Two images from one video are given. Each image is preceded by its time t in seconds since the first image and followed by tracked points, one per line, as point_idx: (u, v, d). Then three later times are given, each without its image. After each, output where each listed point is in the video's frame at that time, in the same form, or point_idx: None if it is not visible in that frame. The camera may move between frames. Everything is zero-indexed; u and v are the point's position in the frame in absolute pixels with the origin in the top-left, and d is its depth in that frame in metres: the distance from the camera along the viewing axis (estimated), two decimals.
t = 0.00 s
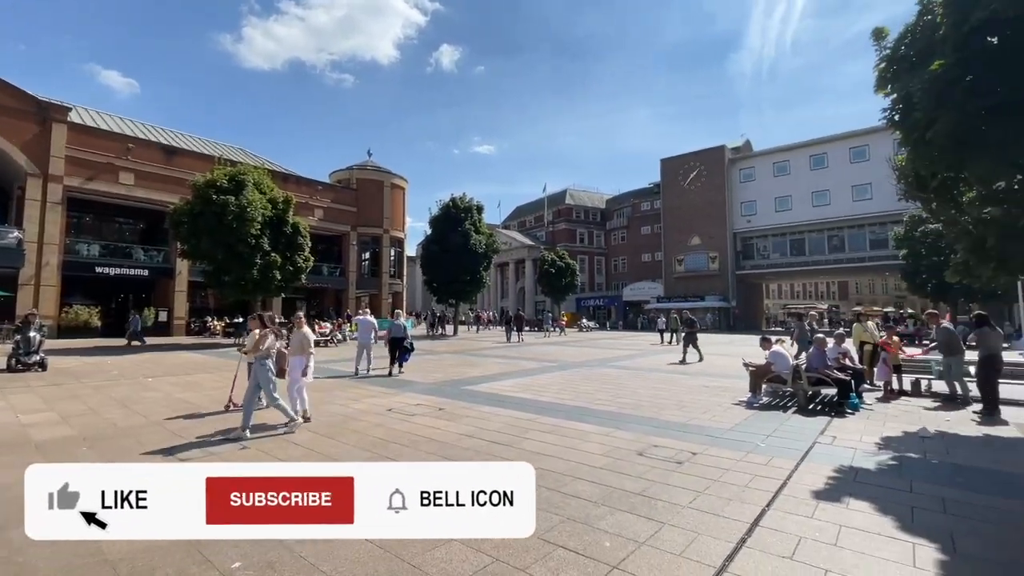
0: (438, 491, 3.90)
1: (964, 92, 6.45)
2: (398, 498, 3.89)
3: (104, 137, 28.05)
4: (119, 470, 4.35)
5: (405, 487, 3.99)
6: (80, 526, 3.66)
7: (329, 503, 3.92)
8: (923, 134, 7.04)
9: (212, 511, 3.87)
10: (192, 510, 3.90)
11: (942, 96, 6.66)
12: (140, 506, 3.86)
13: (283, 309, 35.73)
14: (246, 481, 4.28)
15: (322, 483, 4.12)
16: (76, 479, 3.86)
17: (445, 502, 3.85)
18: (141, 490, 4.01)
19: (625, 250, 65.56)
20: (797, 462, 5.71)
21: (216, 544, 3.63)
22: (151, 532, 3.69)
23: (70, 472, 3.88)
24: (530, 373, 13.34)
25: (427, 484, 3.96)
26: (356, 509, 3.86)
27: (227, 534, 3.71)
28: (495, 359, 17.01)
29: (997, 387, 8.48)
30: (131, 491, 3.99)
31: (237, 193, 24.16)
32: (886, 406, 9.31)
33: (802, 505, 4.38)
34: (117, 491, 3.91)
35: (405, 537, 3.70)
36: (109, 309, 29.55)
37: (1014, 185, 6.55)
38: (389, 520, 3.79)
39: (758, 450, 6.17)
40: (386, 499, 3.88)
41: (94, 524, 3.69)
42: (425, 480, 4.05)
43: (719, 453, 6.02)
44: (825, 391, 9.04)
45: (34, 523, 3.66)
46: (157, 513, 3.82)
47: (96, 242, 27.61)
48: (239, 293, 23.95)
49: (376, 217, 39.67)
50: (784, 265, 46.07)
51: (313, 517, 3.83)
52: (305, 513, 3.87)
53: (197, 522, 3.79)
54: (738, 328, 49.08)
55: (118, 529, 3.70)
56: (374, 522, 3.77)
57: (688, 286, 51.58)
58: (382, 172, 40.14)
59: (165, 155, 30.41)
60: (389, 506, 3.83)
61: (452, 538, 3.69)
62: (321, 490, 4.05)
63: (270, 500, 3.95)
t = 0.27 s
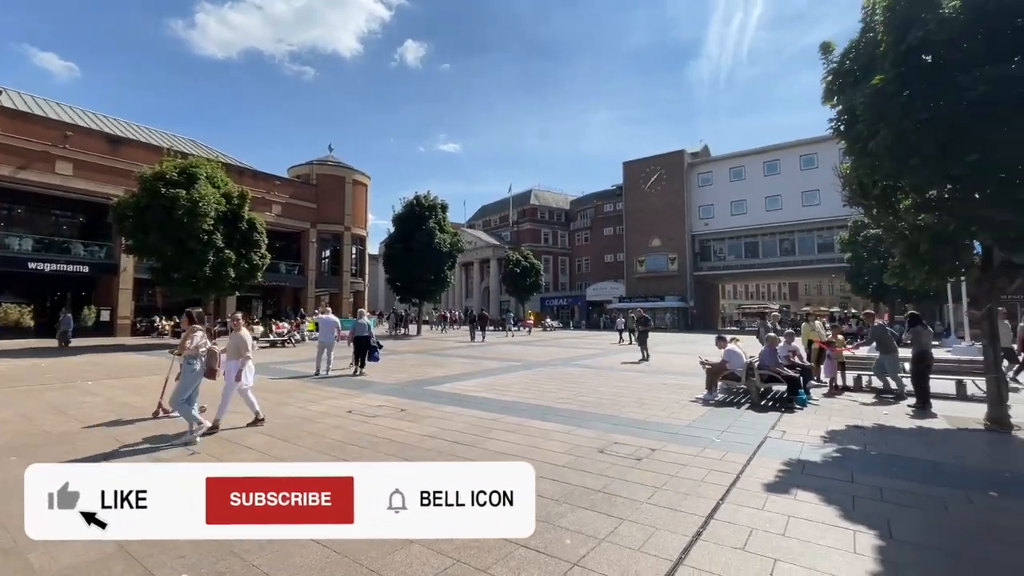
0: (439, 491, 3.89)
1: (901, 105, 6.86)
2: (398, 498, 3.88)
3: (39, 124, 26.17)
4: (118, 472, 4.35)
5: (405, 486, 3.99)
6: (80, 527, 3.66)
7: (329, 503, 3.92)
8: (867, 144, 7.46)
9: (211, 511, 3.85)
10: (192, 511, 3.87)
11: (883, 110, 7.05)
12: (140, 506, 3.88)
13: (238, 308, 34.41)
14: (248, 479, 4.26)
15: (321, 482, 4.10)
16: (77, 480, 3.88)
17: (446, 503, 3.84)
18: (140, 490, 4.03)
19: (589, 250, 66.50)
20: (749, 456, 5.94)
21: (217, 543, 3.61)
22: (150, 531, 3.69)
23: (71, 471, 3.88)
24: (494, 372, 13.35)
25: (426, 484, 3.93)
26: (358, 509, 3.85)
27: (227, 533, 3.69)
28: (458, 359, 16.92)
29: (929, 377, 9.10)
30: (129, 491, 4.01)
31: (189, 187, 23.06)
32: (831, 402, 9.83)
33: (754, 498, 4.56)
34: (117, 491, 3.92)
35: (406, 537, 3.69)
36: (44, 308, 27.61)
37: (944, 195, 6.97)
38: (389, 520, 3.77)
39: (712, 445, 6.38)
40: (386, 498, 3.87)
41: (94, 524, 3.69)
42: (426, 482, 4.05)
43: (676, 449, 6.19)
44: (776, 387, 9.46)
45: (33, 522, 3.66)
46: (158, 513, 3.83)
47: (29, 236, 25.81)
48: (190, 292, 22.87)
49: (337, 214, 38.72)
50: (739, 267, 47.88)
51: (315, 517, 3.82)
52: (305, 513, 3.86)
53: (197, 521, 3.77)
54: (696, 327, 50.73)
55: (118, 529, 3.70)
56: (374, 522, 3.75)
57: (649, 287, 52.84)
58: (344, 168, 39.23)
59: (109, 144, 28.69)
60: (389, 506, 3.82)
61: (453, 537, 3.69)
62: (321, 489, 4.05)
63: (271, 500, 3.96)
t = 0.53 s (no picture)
0: (438, 491, 4.00)
1: (837, 118, 7.31)
2: (397, 498, 3.98)
3: None
4: (116, 475, 4.43)
5: (404, 488, 4.10)
6: (79, 525, 3.73)
7: (328, 502, 3.99)
8: (807, 153, 7.91)
9: (209, 509, 3.93)
10: (192, 511, 3.93)
11: (822, 121, 7.49)
12: (139, 505, 3.99)
13: (181, 307, 32.60)
14: (247, 480, 4.34)
15: (320, 482, 4.19)
16: (77, 480, 3.99)
17: (445, 502, 3.93)
18: (140, 490, 4.14)
19: (547, 251, 67.14)
20: (698, 450, 6.18)
21: (216, 542, 3.63)
22: (148, 530, 3.74)
23: (72, 472, 4.02)
24: (451, 372, 13.26)
25: (426, 484, 4.05)
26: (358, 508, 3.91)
27: (226, 531, 3.73)
28: (415, 359, 16.68)
29: (860, 369, 9.72)
30: (129, 492, 4.11)
31: (125, 178, 21.57)
32: (773, 397, 10.34)
33: (703, 491, 4.73)
34: (117, 491, 4.04)
35: (408, 535, 3.71)
36: None
37: (874, 203, 7.46)
38: (389, 518, 3.83)
39: (664, 441, 6.60)
40: (386, 498, 3.97)
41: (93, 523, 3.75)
42: (426, 484, 4.16)
43: (630, 445, 6.35)
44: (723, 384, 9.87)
45: (32, 520, 3.73)
46: (157, 513, 3.90)
47: None
48: (126, 290, 21.41)
49: (288, 209, 37.31)
50: (690, 268, 49.66)
51: (316, 516, 3.88)
52: (304, 512, 3.93)
53: (195, 520, 3.82)
54: (649, 326, 52.24)
55: (116, 527, 3.77)
56: (374, 521, 3.78)
57: (605, 287, 53.93)
58: (296, 162, 37.86)
59: (32, 129, 26.43)
60: (389, 506, 3.90)
61: (452, 537, 3.71)
62: (320, 489, 4.13)
63: (271, 498, 4.04)
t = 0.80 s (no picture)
0: (438, 491, 4.14)
1: (786, 127, 7.69)
2: (397, 499, 4.10)
3: None
4: (116, 476, 4.48)
5: (403, 490, 4.23)
6: (78, 524, 3.77)
7: (327, 502, 4.07)
8: (759, 160, 8.28)
9: (210, 510, 3.98)
10: (192, 512, 4.00)
11: (773, 130, 7.88)
12: (139, 505, 4.05)
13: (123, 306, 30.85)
14: (246, 482, 4.41)
15: (319, 483, 4.30)
16: (77, 481, 4.06)
17: (445, 503, 4.04)
18: (140, 491, 4.21)
19: (510, 251, 67.33)
20: (656, 447, 6.33)
21: (216, 540, 3.68)
22: (147, 529, 3.78)
23: (72, 472, 4.10)
24: (412, 373, 13.09)
25: (426, 485, 4.19)
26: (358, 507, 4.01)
27: (226, 530, 3.77)
28: (375, 360, 16.37)
29: (806, 366, 10.25)
30: (128, 492, 4.18)
31: (59, 169, 20.13)
32: (726, 394, 10.75)
33: (659, 486, 4.86)
34: (117, 492, 4.10)
35: (408, 532, 3.79)
36: None
37: (821, 208, 7.86)
38: (389, 518, 3.92)
39: (623, 438, 6.72)
40: (386, 499, 4.10)
41: (92, 522, 3.79)
42: (426, 486, 4.29)
43: (590, 443, 6.45)
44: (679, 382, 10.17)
45: (31, 519, 3.77)
46: (157, 512, 3.95)
47: None
48: (61, 288, 19.97)
49: (242, 205, 35.77)
50: (649, 269, 50.97)
51: (317, 516, 3.95)
52: (304, 511, 4.01)
53: (196, 520, 3.87)
54: (610, 326, 53.31)
55: (115, 525, 3.82)
56: (374, 520, 3.87)
57: (566, 287, 54.61)
58: (250, 156, 36.32)
59: None
60: (389, 506, 4.02)
61: (451, 535, 3.76)
62: (319, 490, 4.23)
63: (271, 498, 4.12)
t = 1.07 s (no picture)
0: (438, 491, 4.06)
1: (733, 136, 8.06)
2: (397, 498, 4.03)
3: None
4: (116, 475, 4.41)
5: (404, 488, 4.16)
6: (78, 525, 3.75)
7: (328, 502, 4.01)
8: (707, 167, 8.62)
9: (211, 510, 3.94)
10: (192, 512, 3.96)
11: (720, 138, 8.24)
12: (139, 505, 4.00)
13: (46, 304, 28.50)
14: (246, 480, 4.35)
15: (320, 481, 4.22)
16: (76, 480, 4.02)
17: (445, 502, 3.98)
18: (139, 491, 4.15)
19: (467, 251, 67.02)
20: (608, 444, 6.47)
21: (220, 540, 3.69)
22: (147, 529, 3.76)
23: (71, 472, 4.06)
24: (366, 374, 12.81)
25: (427, 484, 4.10)
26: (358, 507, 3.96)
27: (229, 530, 3.77)
28: (327, 361, 15.90)
29: (752, 365, 10.81)
30: (129, 491, 4.13)
31: None
32: (676, 392, 11.15)
33: (612, 483, 4.97)
34: (117, 491, 4.04)
35: (409, 533, 3.77)
36: None
37: (763, 214, 8.30)
38: (389, 519, 3.88)
39: (579, 436, 6.86)
40: (386, 498, 4.02)
41: (93, 523, 3.77)
42: (426, 485, 4.22)
43: (546, 442, 6.51)
44: (632, 380, 10.46)
45: (30, 520, 3.75)
46: (156, 513, 3.91)
47: None
48: None
49: (183, 199, 33.73)
50: (603, 270, 52.10)
51: (318, 516, 3.92)
52: (304, 512, 3.96)
53: (196, 520, 3.85)
54: (565, 326, 54.10)
55: (114, 526, 3.79)
56: (374, 521, 3.83)
57: (522, 287, 54.97)
58: (193, 148, 34.30)
59: None
60: (389, 506, 3.95)
61: (452, 536, 3.76)
62: (320, 489, 4.16)
63: (272, 499, 4.07)
